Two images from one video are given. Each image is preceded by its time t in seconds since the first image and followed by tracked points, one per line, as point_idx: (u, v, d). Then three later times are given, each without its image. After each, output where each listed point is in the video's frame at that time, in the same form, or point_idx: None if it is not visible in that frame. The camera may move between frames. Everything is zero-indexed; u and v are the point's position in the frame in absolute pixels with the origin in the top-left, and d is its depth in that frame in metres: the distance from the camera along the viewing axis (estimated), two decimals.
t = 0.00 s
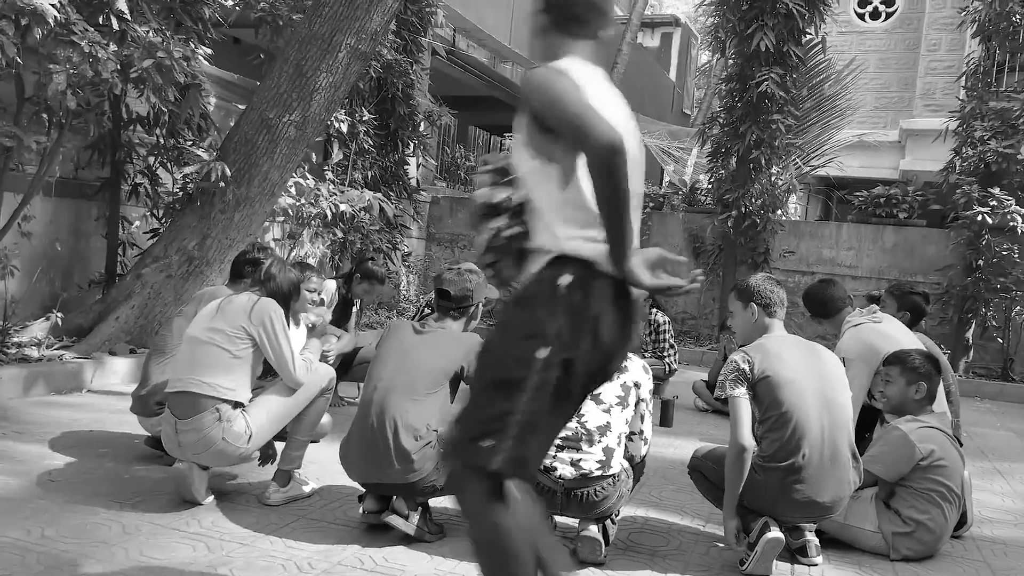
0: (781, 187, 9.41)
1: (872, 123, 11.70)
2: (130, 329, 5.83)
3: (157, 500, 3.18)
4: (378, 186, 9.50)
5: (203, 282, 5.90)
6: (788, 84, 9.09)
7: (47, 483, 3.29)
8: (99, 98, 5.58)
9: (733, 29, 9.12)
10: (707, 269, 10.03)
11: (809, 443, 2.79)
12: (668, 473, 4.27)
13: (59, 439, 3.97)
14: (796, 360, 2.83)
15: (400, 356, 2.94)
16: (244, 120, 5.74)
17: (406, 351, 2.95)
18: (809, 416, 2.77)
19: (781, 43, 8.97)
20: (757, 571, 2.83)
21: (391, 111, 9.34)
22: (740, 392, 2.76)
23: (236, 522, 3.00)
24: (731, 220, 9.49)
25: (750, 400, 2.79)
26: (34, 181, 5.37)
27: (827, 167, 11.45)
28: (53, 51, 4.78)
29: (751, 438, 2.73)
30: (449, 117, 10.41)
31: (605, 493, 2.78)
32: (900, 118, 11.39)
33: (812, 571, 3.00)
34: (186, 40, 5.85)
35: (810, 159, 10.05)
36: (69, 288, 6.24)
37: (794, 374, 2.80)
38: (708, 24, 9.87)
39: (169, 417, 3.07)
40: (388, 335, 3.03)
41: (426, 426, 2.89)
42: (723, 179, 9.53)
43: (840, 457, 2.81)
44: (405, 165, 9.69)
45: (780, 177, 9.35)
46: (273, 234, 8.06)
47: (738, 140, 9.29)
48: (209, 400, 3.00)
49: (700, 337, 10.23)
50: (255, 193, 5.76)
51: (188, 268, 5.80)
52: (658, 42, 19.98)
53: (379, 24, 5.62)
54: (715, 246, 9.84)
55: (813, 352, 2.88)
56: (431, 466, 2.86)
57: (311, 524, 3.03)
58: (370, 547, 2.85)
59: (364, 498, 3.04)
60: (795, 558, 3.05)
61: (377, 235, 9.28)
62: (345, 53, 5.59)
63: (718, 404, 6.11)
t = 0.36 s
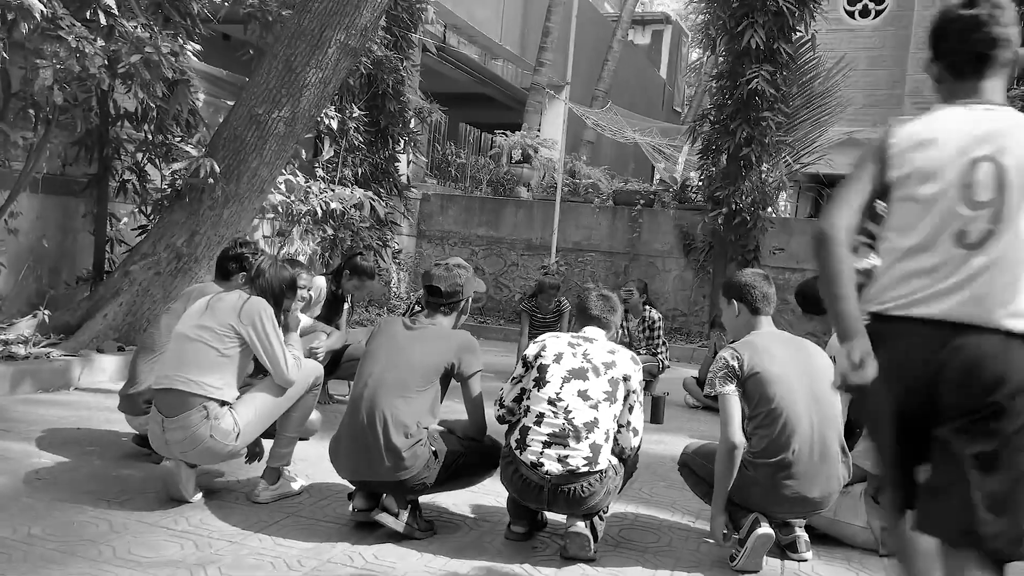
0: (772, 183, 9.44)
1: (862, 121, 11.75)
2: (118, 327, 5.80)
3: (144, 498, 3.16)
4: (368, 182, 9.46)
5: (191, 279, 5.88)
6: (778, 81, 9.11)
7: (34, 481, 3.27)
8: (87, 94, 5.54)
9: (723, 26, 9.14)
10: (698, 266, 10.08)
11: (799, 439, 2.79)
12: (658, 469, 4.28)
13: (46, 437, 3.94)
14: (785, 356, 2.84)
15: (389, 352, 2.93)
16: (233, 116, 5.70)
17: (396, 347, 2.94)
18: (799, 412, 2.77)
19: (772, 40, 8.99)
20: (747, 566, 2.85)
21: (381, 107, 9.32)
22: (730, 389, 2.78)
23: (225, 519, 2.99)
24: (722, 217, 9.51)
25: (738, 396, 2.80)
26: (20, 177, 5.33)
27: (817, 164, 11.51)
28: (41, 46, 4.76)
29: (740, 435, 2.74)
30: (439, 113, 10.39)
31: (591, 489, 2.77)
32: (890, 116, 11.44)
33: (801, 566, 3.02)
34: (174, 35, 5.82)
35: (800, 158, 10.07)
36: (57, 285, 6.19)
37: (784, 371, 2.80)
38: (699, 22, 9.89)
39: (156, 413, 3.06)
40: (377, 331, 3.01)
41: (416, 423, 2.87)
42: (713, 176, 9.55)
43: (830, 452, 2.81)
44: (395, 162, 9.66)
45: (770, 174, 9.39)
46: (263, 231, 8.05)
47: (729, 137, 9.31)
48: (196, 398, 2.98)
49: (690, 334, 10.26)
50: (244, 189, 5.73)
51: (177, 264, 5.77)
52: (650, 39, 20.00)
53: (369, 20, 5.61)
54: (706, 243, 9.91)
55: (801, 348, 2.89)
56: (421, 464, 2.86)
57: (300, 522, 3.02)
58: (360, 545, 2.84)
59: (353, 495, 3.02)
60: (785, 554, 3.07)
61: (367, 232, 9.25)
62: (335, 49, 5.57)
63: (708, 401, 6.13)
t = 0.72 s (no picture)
0: (770, 163, 9.44)
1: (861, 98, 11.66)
2: (115, 313, 5.78)
3: (143, 487, 3.15)
4: (364, 165, 9.41)
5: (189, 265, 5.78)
6: (777, 59, 9.04)
7: (31, 471, 3.26)
8: (79, 79, 5.48)
9: (722, 4, 9.05)
10: (697, 246, 10.09)
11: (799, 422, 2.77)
12: (657, 452, 4.28)
13: (43, 425, 3.93)
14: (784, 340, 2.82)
15: (386, 339, 2.90)
16: (226, 100, 5.65)
17: (392, 333, 2.92)
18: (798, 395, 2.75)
19: (770, 18, 8.91)
20: (747, 550, 2.84)
21: (377, 89, 9.24)
22: (727, 373, 2.80)
23: (223, 507, 2.98)
24: (720, 197, 9.49)
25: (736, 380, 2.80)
26: (13, 163, 5.29)
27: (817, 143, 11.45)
28: (31, 31, 4.72)
29: (738, 419, 2.78)
30: (435, 95, 10.31)
31: (591, 474, 2.77)
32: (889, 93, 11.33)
33: (801, 549, 3.00)
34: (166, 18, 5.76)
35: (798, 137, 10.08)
36: (53, 272, 6.15)
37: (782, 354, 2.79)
38: None
39: (152, 402, 3.04)
40: (374, 318, 2.99)
41: (413, 410, 2.85)
42: (712, 156, 9.52)
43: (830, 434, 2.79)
44: (391, 144, 9.59)
45: (769, 154, 9.36)
46: (260, 216, 8.02)
47: (727, 116, 9.23)
48: (191, 386, 2.96)
49: (689, 314, 10.25)
50: (239, 174, 5.68)
51: (173, 250, 5.73)
52: (648, 17, 19.82)
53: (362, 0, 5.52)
54: (705, 223, 9.91)
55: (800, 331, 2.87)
56: (419, 451, 2.84)
57: (298, 509, 3.01)
58: (358, 532, 2.83)
59: (351, 482, 3.01)
60: (785, 537, 3.05)
61: (365, 215, 9.21)
62: (329, 30, 5.50)
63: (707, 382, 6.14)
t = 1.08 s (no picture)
0: (780, 115, 9.33)
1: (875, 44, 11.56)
2: (117, 280, 5.71)
3: (146, 466, 3.16)
4: (365, 122, 9.27)
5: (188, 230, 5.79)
6: (790, 8, 8.92)
7: (34, 449, 3.26)
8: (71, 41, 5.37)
9: None
10: (704, 201, 9.97)
11: (803, 404, 2.75)
12: (661, 420, 4.27)
13: (46, 399, 3.92)
14: (789, 320, 2.78)
15: (387, 321, 2.87)
16: (221, 62, 5.53)
17: (392, 314, 2.88)
18: (803, 377, 2.72)
19: None
20: (748, 528, 2.84)
21: (377, 43, 9.07)
22: (732, 354, 2.74)
23: (224, 488, 2.99)
24: (728, 151, 9.41)
25: (740, 361, 2.76)
26: (8, 129, 5.23)
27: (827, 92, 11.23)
28: None
29: (741, 402, 2.73)
30: (437, 47, 10.12)
31: (594, 458, 2.76)
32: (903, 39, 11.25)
33: (802, 525, 3.01)
34: None
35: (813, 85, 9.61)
36: (53, 238, 6.11)
37: (787, 334, 2.75)
38: None
39: (154, 383, 3.00)
40: (374, 299, 2.94)
41: (414, 393, 2.84)
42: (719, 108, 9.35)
43: (835, 415, 2.76)
44: (392, 99, 9.44)
45: (779, 106, 9.27)
46: (261, 175, 7.92)
47: (736, 67, 9.10)
48: (192, 369, 2.95)
49: (694, 270, 10.17)
50: (237, 138, 5.60)
51: (173, 216, 5.67)
52: None
53: None
54: (712, 176, 9.77)
55: (807, 310, 2.83)
56: (419, 434, 2.85)
57: (300, 489, 3.02)
58: (360, 513, 2.84)
59: (352, 462, 3.00)
60: (786, 512, 3.07)
61: (367, 173, 9.12)
62: None
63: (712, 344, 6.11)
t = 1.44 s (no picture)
0: (781, 67, 9.13)
1: None
2: (107, 246, 5.55)
3: (137, 452, 3.14)
4: (357, 76, 9.06)
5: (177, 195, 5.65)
6: None
7: (23, 434, 3.23)
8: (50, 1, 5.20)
9: None
10: (702, 155, 9.79)
11: (796, 397, 2.74)
12: (655, 395, 4.26)
13: (35, 377, 3.88)
14: (784, 312, 2.74)
15: (379, 311, 2.82)
16: (207, 22, 5.38)
17: (384, 303, 2.83)
18: (797, 370, 2.71)
19: None
20: (738, 516, 2.84)
21: None
22: (726, 345, 2.69)
23: (216, 477, 2.98)
24: (727, 104, 9.21)
25: (735, 352, 2.72)
26: None
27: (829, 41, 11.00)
28: None
29: (734, 396, 2.71)
30: None
31: (588, 451, 2.77)
32: None
33: (792, 511, 3.02)
34: None
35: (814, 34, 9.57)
36: (40, 202, 5.95)
37: (782, 327, 2.71)
38: None
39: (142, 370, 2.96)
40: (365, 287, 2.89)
41: (407, 385, 2.81)
42: (719, 61, 9.15)
43: (827, 408, 2.77)
44: (385, 52, 9.22)
45: (780, 58, 9.06)
46: (251, 132, 7.74)
47: (737, 18, 8.87)
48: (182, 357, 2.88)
49: (692, 226, 10.01)
50: (225, 101, 5.46)
51: (161, 180, 5.54)
52: None
53: None
54: (711, 130, 9.60)
55: (803, 300, 2.79)
56: (411, 425, 2.84)
57: (292, 477, 3.02)
58: (351, 503, 2.84)
59: (343, 450, 2.99)
60: (777, 497, 3.08)
61: (360, 129, 8.96)
62: None
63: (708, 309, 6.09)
